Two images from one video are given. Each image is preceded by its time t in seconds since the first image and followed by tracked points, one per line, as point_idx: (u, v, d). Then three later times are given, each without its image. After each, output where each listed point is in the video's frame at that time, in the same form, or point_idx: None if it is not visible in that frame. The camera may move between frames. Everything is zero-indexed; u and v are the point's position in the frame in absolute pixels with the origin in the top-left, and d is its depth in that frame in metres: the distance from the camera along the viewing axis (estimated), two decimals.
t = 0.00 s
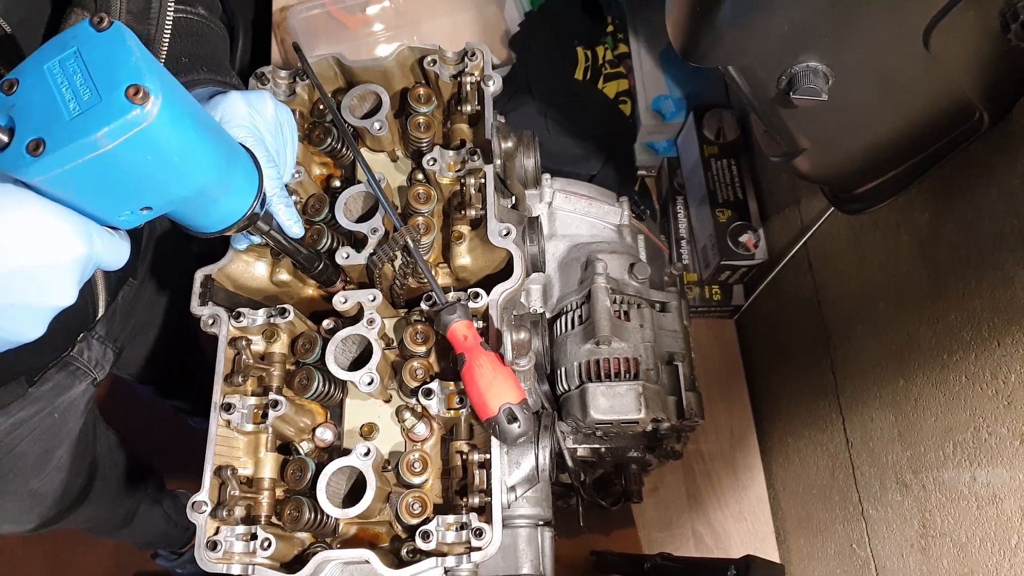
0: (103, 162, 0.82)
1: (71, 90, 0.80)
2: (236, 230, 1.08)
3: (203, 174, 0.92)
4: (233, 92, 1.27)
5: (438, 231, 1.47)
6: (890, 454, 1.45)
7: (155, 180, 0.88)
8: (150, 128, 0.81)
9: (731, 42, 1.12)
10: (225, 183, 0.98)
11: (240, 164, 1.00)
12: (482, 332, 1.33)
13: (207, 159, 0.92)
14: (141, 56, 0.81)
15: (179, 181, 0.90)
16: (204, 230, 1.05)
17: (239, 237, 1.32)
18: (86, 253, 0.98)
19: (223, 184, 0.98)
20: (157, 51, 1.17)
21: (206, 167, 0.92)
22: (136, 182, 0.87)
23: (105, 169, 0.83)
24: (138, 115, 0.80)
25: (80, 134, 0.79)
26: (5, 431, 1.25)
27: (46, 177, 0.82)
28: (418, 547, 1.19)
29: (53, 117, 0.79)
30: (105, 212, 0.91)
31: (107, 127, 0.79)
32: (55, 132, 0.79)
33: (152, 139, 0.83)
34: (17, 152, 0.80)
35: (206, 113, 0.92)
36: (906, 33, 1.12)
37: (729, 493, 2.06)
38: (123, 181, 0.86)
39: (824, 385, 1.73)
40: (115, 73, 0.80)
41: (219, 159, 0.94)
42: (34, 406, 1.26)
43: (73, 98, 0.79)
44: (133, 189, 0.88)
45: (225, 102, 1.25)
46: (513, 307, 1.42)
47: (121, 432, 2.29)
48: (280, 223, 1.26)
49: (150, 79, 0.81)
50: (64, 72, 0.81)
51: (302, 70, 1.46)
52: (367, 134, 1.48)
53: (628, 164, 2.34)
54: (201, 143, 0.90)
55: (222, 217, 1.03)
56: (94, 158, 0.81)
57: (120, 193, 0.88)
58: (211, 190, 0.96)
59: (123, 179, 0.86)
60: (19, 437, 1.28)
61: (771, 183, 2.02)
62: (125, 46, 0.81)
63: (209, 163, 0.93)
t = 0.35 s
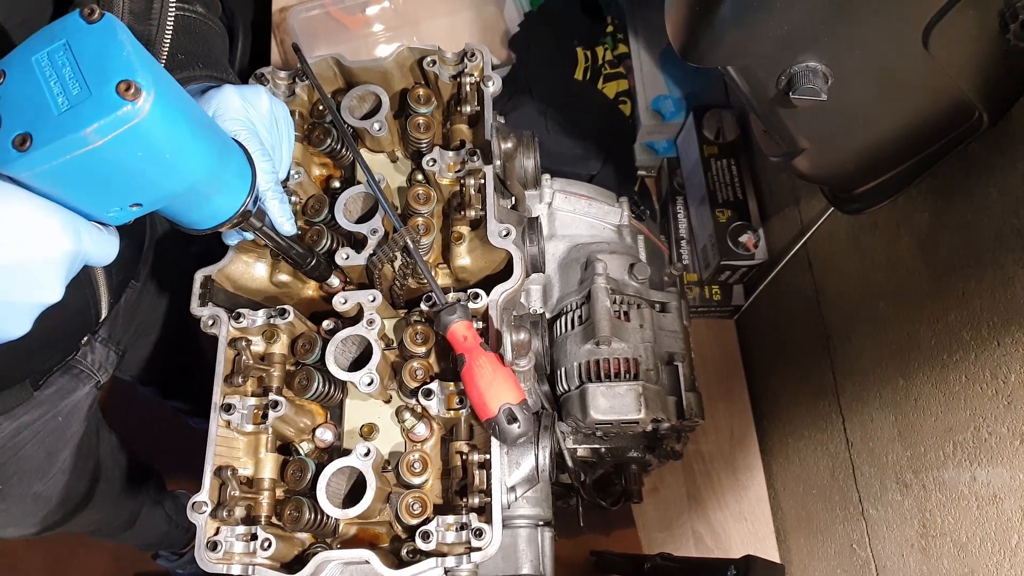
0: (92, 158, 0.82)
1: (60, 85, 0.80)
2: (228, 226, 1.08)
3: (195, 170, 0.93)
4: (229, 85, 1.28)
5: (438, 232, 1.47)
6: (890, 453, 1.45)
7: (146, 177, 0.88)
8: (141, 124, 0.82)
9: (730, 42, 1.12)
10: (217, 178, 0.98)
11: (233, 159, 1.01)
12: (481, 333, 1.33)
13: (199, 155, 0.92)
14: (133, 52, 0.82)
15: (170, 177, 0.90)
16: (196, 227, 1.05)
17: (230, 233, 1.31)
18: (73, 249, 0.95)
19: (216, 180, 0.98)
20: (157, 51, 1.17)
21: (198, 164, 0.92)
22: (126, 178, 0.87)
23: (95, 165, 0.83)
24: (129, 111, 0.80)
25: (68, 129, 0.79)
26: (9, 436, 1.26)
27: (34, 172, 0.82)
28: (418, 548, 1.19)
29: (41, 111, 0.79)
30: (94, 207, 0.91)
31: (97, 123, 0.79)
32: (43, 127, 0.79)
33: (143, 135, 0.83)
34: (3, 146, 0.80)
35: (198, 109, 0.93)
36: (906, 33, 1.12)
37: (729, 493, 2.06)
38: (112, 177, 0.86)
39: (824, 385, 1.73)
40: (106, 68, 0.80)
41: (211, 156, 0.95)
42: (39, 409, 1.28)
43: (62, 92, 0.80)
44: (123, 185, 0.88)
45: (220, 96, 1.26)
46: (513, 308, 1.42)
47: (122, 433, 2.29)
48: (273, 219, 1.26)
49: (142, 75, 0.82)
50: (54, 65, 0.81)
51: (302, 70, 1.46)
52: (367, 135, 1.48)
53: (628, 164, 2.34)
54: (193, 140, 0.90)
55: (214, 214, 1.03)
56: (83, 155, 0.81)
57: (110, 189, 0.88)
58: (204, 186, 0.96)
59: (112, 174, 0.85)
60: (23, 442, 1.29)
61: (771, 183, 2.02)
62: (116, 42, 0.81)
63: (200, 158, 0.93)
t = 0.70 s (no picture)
0: (62, 143, 0.80)
1: (24, 66, 0.77)
2: (209, 213, 1.07)
3: (172, 154, 0.91)
4: (218, 70, 1.28)
5: (438, 231, 1.47)
6: (890, 454, 1.45)
7: (120, 161, 0.87)
8: (113, 107, 0.80)
9: (731, 41, 1.12)
10: (196, 164, 0.97)
11: (212, 147, 1.00)
12: (482, 333, 1.33)
13: (175, 139, 0.91)
14: (101, 31, 0.80)
15: (146, 162, 0.89)
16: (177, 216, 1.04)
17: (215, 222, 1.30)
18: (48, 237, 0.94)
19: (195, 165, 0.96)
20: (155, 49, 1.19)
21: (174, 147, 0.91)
22: (99, 164, 0.86)
23: (65, 150, 0.82)
24: (99, 92, 0.78)
25: (36, 113, 0.77)
26: (10, 437, 1.26)
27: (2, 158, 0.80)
28: (419, 548, 1.19)
29: (5, 94, 0.77)
30: (68, 196, 0.90)
31: (65, 106, 0.77)
32: (9, 111, 0.77)
33: (114, 118, 0.81)
34: None
35: (172, 90, 0.91)
36: (907, 33, 1.12)
37: (728, 493, 2.06)
38: (84, 163, 0.84)
39: (825, 385, 1.73)
40: (72, 47, 0.78)
41: (188, 140, 0.93)
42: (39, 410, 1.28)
43: (28, 74, 0.77)
44: (96, 171, 0.86)
45: (209, 80, 1.26)
46: (513, 308, 1.42)
47: (121, 433, 2.29)
48: (259, 206, 1.25)
49: (111, 55, 0.80)
50: (17, 46, 0.78)
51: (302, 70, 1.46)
52: (367, 134, 1.48)
53: (628, 165, 2.34)
54: (167, 122, 0.89)
55: (196, 201, 1.02)
56: (52, 140, 0.79)
57: (83, 175, 0.86)
58: (183, 172, 0.96)
59: (84, 160, 0.84)
60: (23, 442, 1.29)
61: (771, 184, 2.02)
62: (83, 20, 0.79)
63: (178, 144, 0.92)
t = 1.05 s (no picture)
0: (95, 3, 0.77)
1: None
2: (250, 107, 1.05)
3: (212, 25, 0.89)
4: None
5: (437, 232, 1.47)
6: (889, 454, 1.45)
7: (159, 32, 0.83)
8: None
9: (730, 41, 1.12)
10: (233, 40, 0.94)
11: None
12: (481, 333, 1.32)
13: (212, 9, 0.88)
14: None
15: (185, 33, 0.86)
16: (214, 96, 1.00)
17: (251, 137, 1.30)
18: (91, 128, 0.89)
19: (208, 28, 0.88)
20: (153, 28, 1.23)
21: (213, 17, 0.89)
22: (136, 36, 0.82)
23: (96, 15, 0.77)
24: None
25: None
26: (16, 433, 1.28)
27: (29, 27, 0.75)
28: (418, 548, 1.19)
29: None
30: (107, 83, 0.86)
31: None
32: None
33: None
34: None
35: None
36: (906, 34, 1.12)
37: (729, 493, 2.06)
38: (122, 35, 0.81)
39: (824, 385, 1.73)
40: None
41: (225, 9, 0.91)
42: (43, 405, 1.30)
43: None
44: (137, 46, 0.83)
45: None
46: (512, 308, 1.42)
47: (121, 434, 2.29)
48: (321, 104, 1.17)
49: None
50: None
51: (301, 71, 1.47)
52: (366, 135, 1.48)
53: (627, 165, 2.34)
54: None
55: (233, 83, 0.98)
56: None
57: (120, 53, 0.83)
58: (222, 50, 0.93)
59: (120, 31, 0.80)
60: (29, 439, 1.30)
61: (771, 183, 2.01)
62: None
63: (219, 14, 0.90)
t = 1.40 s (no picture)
0: (264, 13, 0.91)
1: None
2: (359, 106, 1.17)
3: (344, 36, 1.01)
4: None
5: (438, 232, 1.47)
6: (890, 454, 1.45)
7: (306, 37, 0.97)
8: None
9: (730, 41, 1.12)
10: (360, 49, 1.06)
11: (348, 8, 1.00)
12: (482, 333, 1.32)
13: (347, 21, 1.00)
14: None
15: (325, 39, 0.99)
16: (334, 94, 1.12)
17: (305, 125, 1.34)
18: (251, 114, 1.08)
19: (333, 32, 0.99)
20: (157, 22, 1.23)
21: (348, 29, 1.01)
22: (289, 40, 0.96)
23: (263, 21, 0.92)
24: None
25: None
26: (30, 429, 1.26)
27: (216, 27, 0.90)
28: (418, 548, 1.19)
29: None
30: (260, 76, 1.01)
31: None
32: None
33: None
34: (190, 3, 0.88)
35: None
36: (906, 33, 1.12)
37: (728, 493, 2.06)
38: (278, 38, 0.95)
39: (824, 385, 1.73)
40: None
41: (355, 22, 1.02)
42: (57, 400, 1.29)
43: None
44: (286, 48, 0.97)
45: None
46: (513, 308, 1.42)
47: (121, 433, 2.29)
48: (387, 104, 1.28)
49: None
50: None
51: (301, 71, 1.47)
52: (366, 135, 1.48)
53: (627, 165, 2.34)
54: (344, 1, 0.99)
55: (354, 85, 1.11)
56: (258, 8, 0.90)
57: (275, 51, 0.97)
58: (349, 58, 1.05)
59: (278, 34, 0.94)
60: (42, 435, 1.29)
61: (771, 183, 2.01)
62: None
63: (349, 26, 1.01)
